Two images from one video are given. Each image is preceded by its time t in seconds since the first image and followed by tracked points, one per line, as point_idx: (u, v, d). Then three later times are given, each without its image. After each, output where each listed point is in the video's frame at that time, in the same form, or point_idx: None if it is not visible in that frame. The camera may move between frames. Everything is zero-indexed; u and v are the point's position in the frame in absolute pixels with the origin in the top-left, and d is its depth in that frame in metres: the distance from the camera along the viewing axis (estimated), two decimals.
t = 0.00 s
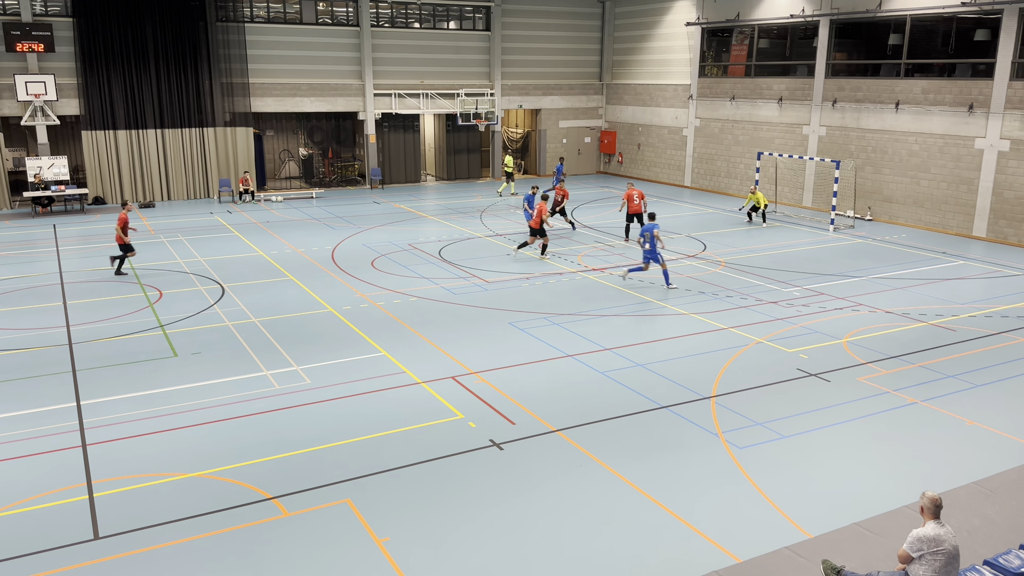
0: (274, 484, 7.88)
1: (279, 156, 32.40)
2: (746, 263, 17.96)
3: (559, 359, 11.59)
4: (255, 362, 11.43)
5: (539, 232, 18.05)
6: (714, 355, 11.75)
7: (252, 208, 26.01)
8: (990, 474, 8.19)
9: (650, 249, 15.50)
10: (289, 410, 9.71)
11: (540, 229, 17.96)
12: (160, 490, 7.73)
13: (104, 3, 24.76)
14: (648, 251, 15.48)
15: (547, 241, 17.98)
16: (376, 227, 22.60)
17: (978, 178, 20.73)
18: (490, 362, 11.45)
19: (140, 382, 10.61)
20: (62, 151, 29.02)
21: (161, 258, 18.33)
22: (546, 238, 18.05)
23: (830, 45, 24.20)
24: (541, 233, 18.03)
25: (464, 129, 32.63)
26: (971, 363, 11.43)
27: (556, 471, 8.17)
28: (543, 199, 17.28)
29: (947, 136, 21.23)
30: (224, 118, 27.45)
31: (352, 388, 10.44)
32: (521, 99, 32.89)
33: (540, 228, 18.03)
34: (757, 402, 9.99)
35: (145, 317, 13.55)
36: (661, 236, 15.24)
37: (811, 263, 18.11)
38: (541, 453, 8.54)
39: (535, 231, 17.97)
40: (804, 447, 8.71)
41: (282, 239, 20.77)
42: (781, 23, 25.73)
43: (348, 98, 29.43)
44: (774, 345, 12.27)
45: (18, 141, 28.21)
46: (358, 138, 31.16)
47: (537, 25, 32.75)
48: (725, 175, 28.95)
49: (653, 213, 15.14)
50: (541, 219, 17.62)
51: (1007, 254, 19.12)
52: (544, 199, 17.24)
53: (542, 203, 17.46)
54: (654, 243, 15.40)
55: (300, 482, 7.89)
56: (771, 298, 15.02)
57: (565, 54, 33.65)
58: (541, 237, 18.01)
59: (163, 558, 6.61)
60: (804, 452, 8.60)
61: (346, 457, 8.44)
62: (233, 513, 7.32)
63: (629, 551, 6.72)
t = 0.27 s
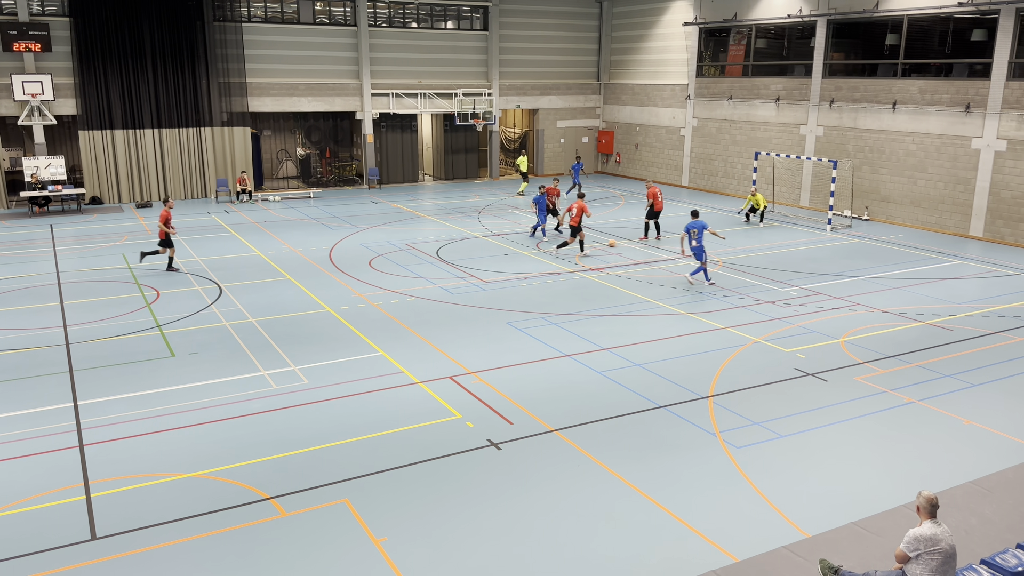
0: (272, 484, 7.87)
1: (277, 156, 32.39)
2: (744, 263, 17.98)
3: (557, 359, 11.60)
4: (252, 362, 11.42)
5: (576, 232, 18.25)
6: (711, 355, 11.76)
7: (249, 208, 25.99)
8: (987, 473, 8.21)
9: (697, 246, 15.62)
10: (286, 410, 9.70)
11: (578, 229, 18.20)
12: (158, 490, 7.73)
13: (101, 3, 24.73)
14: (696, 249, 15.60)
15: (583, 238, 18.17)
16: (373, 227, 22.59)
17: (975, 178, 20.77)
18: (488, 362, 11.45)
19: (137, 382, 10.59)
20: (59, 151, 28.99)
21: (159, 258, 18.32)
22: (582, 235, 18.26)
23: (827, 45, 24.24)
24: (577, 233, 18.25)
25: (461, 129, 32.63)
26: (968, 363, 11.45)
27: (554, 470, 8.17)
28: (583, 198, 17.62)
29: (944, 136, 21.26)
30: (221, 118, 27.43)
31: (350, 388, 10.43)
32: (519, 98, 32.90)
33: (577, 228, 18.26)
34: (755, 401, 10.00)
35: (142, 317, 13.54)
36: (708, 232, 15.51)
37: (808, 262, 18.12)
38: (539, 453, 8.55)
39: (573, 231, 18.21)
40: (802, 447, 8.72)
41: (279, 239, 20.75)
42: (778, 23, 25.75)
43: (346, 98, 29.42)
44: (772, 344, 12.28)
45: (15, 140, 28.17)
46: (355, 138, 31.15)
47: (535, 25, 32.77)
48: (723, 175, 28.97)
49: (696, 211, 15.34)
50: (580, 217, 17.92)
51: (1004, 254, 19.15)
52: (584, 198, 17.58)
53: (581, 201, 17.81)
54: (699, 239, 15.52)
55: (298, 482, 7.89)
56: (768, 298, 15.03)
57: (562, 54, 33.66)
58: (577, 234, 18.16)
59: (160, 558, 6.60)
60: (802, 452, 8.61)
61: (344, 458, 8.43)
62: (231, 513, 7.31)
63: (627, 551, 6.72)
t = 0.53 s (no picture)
0: (270, 485, 7.86)
1: (275, 157, 32.38)
2: (742, 263, 17.98)
3: (555, 359, 11.60)
4: (250, 362, 11.41)
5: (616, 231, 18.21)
6: (709, 355, 11.77)
7: (247, 208, 25.98)
8: (985, 472, 8.21)
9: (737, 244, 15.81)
10: (284, 410, 9.69)
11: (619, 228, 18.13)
12: (155, 491, 7.71)
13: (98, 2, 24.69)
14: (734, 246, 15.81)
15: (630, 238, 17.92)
16: (371, 227, 22.58)
17: (973, 178, 20.79)
18: (486, 362, 11.45)
19: (135, 382, 10.58)
20: (56, 151, 28.96)
21: (157, 258, 18.30)
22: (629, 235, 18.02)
23: (824, 45, 24.26)
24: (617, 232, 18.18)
25: (459, 129, 32.63)
26: (966, 363, 11.46)
27: (552, 471, 8.17)
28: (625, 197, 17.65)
29: (942, 136, 21.28)
30: (219, 118, 27.41)
31: (348, 388, 10.43)
32: (517, 99, 32.89)
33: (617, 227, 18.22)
34: (753, 401, 10.00)
35: (140, 317, 13.52)
36: (748, 230, 15.59)
37: (806, 263, 18.14)
38: (537, 454, 8.55)
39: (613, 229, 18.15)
40: (801, 447, 8.73)
41: (277, 239, 20.74)
42: (776, 23, 25.77)
43: (344, 98, 29.39)
44: (770, 344, 12.29)
45: (13, 141, 28.16)
46: (354, 138, 31.13)
47: (533, 25, 32.77)
48: (721, 175, 28.99)
49: (737, 209, 15.45)
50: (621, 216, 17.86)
51: (1002, 254, 19.17)
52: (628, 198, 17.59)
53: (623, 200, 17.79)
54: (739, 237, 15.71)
55: (296, 482, 7.88)
56: (766, 298, 15.04)
57: (560, 54, 33.67)
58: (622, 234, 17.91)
59: (157, 559, 6.59)
60: (800, 452, 8.61)
61: (342, 458, 8.43)
62: (228, 514, 7.30)
63: (625, 552, 6.71)
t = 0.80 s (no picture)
0: (268, 485, 7.85)
1: (273, 157, 32.37)
2: (740, 263, 17.99)
3: (553, 359, 11.60)
4: (248, 362, 11.40)
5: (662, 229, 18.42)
6: (707, 355, 11.77)
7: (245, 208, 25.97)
8: (983, 473, 8.21)
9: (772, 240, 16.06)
10: (283, 410, 9.69)
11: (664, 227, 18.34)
12: (154, 491, 7.70)
13: (96, 2, 24.66)
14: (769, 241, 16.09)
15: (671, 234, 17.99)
16: (370, 227, 22.57)
17: (971, 178, 20.80)
18: (484, 362, 11.45)
19: (133, 383, 10.57)
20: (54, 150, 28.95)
21: (155, 258, 18.29)
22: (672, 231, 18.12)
23: (823, 45, 24.28)
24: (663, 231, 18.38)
25: (458, 129, 32.62)
26: (964, 362, 11.47)
27: (550, 470, 8.17)
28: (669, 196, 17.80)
29: (940, 136, 21.30)
30: (217, 118, 27.40)
31: (346, 388, 10.42)
32: (516, 99, 32.89)
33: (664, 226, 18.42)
34: (752, 401, 10.01)
35: (138, 318, 13.51)
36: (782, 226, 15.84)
37: (805, 262, 18.15)
38: (536, 453, 8.54)
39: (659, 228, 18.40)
40: (799, 447, 8.73)
41: (276, 240, 20.74)
42: (775, 23, 25.78)
43: (342, 98, 29.38)
44: (768, 344, 12.29)
45: (11, 140, 28.15)
46: (352, 138, 31.10)
47: (531, 24, 32.77)
48: (719, 175, 29.01)
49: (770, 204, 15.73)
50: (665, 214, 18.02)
51: (1000, 254, 19.18)
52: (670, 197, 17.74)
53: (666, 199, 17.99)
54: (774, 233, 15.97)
55: (294, 482, 7.88)
56: (764, 298, 15.05)
57: (559, 54, 33.68)
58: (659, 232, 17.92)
59: (156, 559, 6.58)
60: (798, 452, 8.61)
61: (341, 458, 8.42)
62: (226, 514, 7.30)
63: (623, 552, 6.71)
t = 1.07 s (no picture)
0: (267, 485, 7.85)
1: (272, 156, 32.37)
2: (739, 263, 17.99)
3: (552, 359, 11.60)
4: (247, 362, 11.40)
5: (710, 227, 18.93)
6: (706, 355, 11.77)
7: (244, 208, 25.95)
8: (981, 472, 8.22)
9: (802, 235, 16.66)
10: (282, 410, 9.68)
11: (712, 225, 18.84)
12: (153, 491, 7.69)
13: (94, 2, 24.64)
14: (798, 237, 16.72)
15: (723, 234, 18.88)
16: (368, 227, 22.56)
17: (969, 178, 20.82)
18: (483, 362, 11.45)
19: (132, 383, 10.56)
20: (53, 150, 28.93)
21: (154, 258, 18.29)
22: (722, 230, 19.00)
23: (822, 46, 24.30)
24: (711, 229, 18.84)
25: (457, 129, 32.61)
26: (963, 362, 11.48)
27: (550, 471, 8.17)
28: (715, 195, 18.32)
29: (939, 136, 21.31)
30: (216, 118, 27.39)
31: (346, 388, 10.42)
32: (515, 99, 32.89)
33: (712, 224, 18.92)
34: (752, 401, 10.01)
35: (137, 318, 13.51)
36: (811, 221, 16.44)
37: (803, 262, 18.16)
38: (535, 453, 8.54)
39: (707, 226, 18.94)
40: (798, 447, 8.73)
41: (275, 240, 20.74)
42: (774, 23, 25.79)
43: (341, 98, 29.36)
44: (767, 344, 12.29)
45: (10, 140, 28.16)
46: (351, 138, 31.06)
47: (530, 24, 32.76)
48: (718, 175, 29.02)
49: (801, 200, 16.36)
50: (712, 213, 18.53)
51: (998, 254, 19.19)
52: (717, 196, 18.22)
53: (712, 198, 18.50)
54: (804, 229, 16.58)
55: (293, 483, 7.88)
56: (763, 298, 15.05)
57: (558, 54, 33.67)
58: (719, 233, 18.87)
59: (155, 559, 6.58)
60: (797, 452, 8.61)
61: (340, 458, 8.42)
62: (225, 514, 7.29)
63: (623, 552, 6.71)
